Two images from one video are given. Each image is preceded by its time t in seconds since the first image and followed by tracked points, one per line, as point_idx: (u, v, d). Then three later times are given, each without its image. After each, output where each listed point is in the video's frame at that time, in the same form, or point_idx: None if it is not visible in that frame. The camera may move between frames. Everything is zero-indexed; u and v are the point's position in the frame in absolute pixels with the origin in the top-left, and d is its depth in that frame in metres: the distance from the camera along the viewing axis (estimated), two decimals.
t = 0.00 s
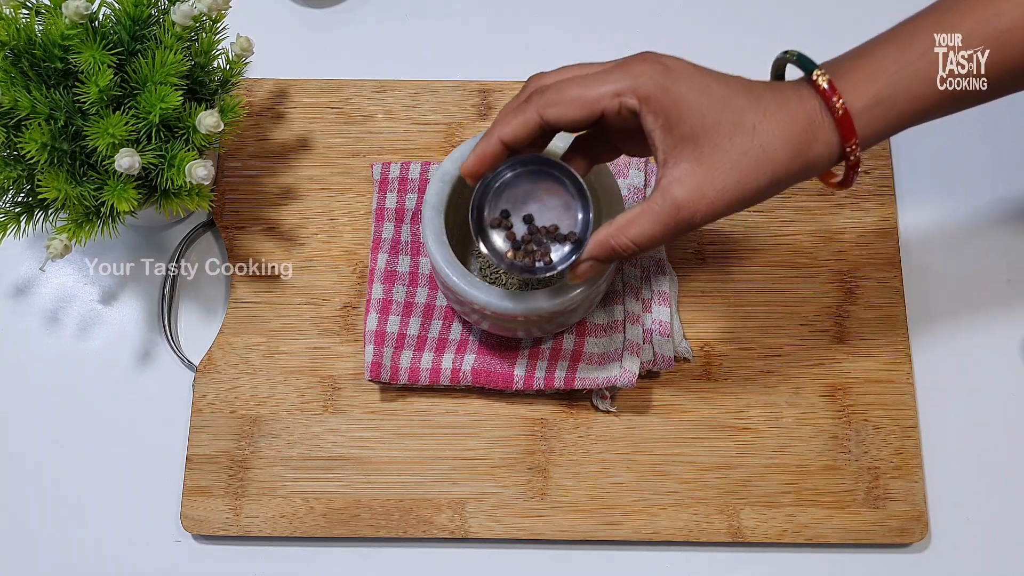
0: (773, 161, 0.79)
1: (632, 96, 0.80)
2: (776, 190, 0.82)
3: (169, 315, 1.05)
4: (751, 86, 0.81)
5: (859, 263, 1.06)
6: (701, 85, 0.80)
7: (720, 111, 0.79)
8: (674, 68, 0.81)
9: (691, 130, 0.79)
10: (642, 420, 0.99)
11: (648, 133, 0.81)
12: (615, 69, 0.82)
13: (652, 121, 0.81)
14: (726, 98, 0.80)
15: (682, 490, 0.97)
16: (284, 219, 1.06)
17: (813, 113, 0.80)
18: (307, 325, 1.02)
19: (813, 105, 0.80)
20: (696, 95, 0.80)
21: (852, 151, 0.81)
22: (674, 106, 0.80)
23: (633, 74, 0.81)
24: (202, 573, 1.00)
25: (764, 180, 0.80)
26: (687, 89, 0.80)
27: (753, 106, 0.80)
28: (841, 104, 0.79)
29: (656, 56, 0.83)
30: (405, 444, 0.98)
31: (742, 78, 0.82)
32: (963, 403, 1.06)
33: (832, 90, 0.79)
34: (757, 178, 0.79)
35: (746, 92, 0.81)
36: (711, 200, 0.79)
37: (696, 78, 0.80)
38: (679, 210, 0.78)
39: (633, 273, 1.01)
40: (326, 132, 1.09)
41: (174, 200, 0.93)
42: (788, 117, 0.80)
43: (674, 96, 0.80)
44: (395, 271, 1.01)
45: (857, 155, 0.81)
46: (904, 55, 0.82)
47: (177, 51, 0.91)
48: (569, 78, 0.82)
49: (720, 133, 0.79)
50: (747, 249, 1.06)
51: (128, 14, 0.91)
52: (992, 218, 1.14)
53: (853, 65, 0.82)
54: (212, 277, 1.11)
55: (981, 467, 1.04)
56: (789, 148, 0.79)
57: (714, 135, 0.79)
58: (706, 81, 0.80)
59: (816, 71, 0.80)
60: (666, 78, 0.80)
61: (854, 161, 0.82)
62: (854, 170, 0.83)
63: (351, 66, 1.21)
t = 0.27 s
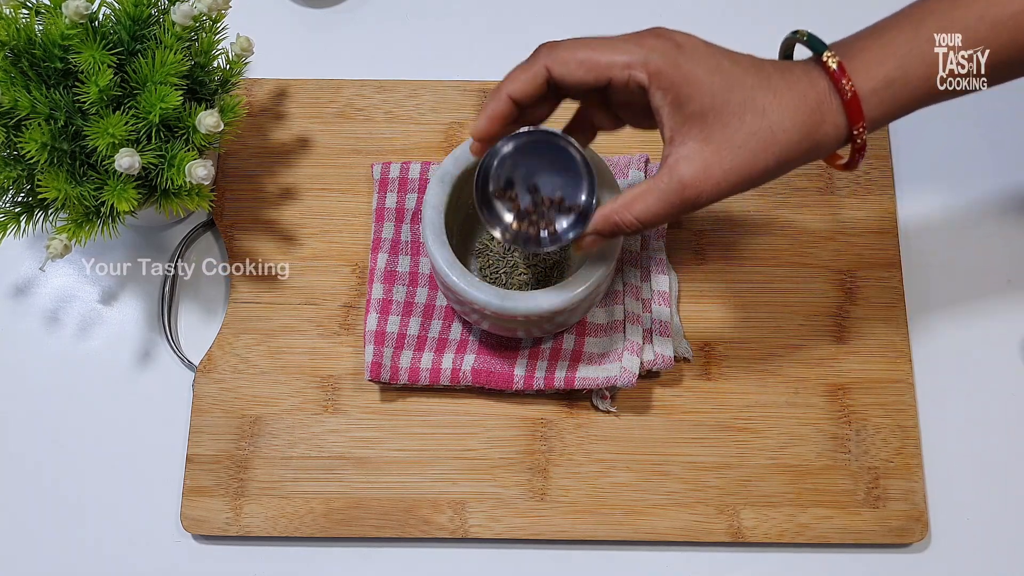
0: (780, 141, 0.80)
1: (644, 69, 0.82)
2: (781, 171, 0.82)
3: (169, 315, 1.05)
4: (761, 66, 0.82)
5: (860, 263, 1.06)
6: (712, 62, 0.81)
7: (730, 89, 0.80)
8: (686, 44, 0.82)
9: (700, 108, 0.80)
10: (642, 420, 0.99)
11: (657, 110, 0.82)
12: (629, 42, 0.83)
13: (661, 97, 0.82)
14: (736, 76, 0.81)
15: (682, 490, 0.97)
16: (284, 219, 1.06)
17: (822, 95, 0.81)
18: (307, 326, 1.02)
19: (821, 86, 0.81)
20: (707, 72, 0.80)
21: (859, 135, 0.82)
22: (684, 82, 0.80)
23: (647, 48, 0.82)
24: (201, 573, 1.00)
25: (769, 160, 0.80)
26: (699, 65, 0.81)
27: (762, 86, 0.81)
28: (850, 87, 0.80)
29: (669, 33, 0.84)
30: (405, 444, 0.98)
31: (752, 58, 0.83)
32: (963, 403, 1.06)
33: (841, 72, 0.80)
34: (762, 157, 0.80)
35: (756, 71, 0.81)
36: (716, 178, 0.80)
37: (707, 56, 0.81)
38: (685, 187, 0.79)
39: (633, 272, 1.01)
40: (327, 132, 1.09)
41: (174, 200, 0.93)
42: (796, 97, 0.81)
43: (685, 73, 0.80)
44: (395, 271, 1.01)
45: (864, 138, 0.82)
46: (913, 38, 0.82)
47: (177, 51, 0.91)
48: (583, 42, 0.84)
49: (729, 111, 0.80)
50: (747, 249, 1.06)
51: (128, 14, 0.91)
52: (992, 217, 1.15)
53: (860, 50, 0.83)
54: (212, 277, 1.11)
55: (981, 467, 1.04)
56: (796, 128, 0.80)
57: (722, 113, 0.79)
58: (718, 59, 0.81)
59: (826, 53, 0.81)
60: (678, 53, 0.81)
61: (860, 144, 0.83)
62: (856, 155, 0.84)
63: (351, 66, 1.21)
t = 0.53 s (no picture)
0: (780, 133, 0.82)
1: (647, 73, 0.78)
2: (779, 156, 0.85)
3: (169, 315, 1.05)
4: (762, 58, 0.81)
5: (860, 263, 1.06)
6: (713, 57, 0.79)
7: (732, 84, 0.80)
8: (687, 39, 0.79)
9: (702, 107, 0.80)
10: (642, 420, 0.99)
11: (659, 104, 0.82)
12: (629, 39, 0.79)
13: (664, 96, 0.81)
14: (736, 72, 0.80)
15: (682, 490, 0.97)
16: (284, 219, 1.06)
17: (822, 82, 0.81)
18: (307, 326, 1.02)
19: (822, 76, 0.82)
20: (709, 70, 0.79)
21: (858, 120, 0.82)
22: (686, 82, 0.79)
23: (648, 49, 0.78)
24: (201, 573, 1.00)
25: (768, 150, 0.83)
26: (701, 62, 0.79)
27: (763, 78, 0.81)
28: (851, 78, 0.80)
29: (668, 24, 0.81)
30: (405, 444, 0.98)
31: (753, 47, 0.82)
32: (965, 403, 1.06)
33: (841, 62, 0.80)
34: (761, 147, 0.82)
35: (756, 63, 0.81)
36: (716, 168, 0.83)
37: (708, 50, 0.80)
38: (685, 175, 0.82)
39: (633, 272, 1.01)
40: (327, 132, 1.09)
41: (174, 200, 0.93)
42: (797, 88, 0.81)
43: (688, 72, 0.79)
44: (395, 271, 1.01)
45: (861, 123, 0.83)
46: (916, 21, 0.82)
47: (177, 51, 0.91)
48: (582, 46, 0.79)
49: (731, 105, 0.80)
50: (747, 248, 1.06)
51: (128, 14, 0.91)
52: (993, 214, 1.14)
53: (862, 33, 0.83)
54: (212, 277, 1.11)
55: (983, 467, 1.03)
56: (796, 119, 0.82)
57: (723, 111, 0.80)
58: (719, 53, 0.80)
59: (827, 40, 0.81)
60: (682, 53, 0.79)
61: (858, 128, 0.84)
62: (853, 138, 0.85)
63: (351, 66, 1.21)
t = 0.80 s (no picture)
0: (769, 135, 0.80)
1: (655, 121, 0.72)
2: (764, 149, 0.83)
3: (169, 315, 1.05)
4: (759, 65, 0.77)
5: (860, 263, 1.06)
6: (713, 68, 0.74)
7: (733, 115, 0.76)
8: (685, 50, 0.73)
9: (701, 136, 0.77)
10: (642, 420, 0.99)
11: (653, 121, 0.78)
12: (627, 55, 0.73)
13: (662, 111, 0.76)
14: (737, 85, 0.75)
15: (682, 490, 0.97)
16: (284, 219, 1.06)
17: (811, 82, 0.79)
18: (307, 326, 1.02)
19: (812, 82, 0.79)
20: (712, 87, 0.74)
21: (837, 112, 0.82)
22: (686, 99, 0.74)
23: (649, 70, 0.71)
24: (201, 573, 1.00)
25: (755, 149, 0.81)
26: (706, 99, 0.73)
27: (763, 100, 0.77)
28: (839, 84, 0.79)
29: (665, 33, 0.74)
30: (405, 444, 0.98)
31: (750, 50, 0.77)
32: (966, 403, 1.06)
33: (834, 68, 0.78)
34: (749, 148, 0.81)
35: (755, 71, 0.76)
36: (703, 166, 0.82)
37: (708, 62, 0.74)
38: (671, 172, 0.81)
39: (633, 272, 1.01)
40: (327, 132, 1.09)
41: (173, 200, 0.93)
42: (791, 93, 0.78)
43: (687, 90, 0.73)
44: (395, 271, 1.01)
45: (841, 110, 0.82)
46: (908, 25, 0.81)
47: (177, 51, 0.91)
48: (584, 99, 0.71)
49: (729, 132, 0.77)
50: (747, 248, 1.06)
51: (128, 14, 0.91)
52: (991, 215, 1.14)
53: (852, 27, 0.81)
54: (212, 277, 1.11)
55: (983, 467, 1.03)
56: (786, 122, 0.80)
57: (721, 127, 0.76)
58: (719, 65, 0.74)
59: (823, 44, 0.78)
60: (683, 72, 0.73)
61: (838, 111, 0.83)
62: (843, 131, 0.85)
63: (351, 66, 1.21)
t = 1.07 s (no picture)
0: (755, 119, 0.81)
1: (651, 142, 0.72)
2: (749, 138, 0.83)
3: (169, 315, 1.06)
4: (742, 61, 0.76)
5: (859, 263, 1.06)
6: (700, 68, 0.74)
7: (722, 121, 0.76)
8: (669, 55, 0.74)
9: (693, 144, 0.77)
10: (642, 420, 0.99)
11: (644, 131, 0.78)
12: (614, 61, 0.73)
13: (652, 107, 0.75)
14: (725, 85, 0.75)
15: (682, 490, 0.97)
16: (285, 219, 1.06)
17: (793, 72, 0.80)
18: (307, 325, 1.02)
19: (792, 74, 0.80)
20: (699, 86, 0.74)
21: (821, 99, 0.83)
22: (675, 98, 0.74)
23: (640, 96, 0.70)
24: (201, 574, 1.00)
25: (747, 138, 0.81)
26: (697, 112, 0.73)
27: (750, 102, 0.77)
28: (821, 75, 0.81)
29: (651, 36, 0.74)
30: (405, 444, 0.98)
31: (732, 53, 0.76)
32: (966, 403, 1.06)
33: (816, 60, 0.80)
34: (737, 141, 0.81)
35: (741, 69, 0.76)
36: (696, 160, 0.82)
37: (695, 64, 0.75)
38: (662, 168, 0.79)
39: (633, 272, 1.01)
40: (327, 132, 1.09)
41: (173, 200, 0.93)
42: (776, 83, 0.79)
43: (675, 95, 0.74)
44: (395, 271, 1.01)
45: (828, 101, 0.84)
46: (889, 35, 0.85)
47: (177, 51, 0.91)
48: (580, 133, 0.69)
49: (718, 134, 0.78)
50: (747, 248, 1.06)
51: (128, 14, 0.91)
52: (992, 213, 1.14)
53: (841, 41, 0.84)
54: (212, 277, 1.11)
55: (983, 467, 1.03)
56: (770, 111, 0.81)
57: (712, 129, 0.76)
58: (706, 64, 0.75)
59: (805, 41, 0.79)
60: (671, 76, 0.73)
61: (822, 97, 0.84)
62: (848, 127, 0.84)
63: (351, 66, 1.21)
